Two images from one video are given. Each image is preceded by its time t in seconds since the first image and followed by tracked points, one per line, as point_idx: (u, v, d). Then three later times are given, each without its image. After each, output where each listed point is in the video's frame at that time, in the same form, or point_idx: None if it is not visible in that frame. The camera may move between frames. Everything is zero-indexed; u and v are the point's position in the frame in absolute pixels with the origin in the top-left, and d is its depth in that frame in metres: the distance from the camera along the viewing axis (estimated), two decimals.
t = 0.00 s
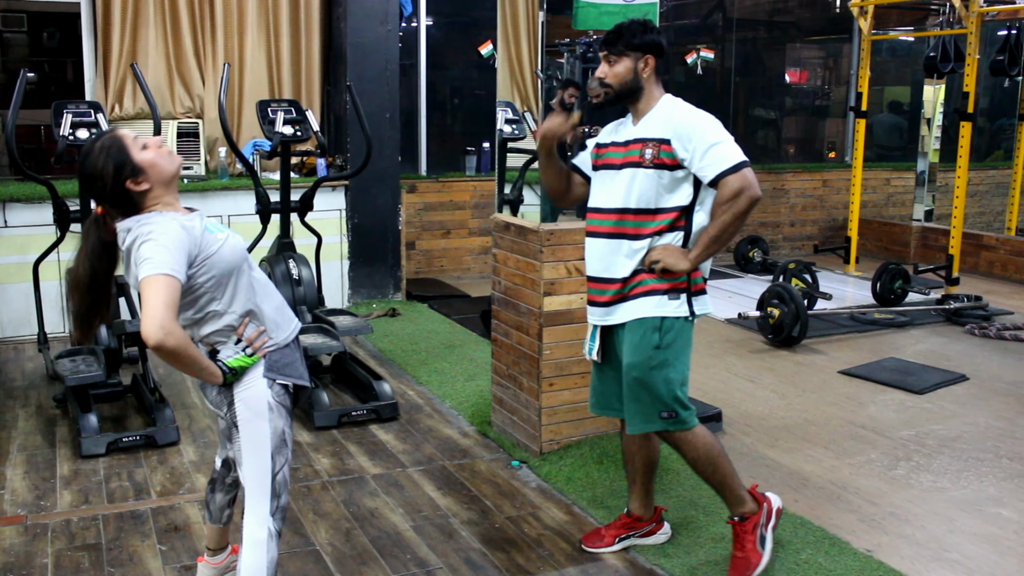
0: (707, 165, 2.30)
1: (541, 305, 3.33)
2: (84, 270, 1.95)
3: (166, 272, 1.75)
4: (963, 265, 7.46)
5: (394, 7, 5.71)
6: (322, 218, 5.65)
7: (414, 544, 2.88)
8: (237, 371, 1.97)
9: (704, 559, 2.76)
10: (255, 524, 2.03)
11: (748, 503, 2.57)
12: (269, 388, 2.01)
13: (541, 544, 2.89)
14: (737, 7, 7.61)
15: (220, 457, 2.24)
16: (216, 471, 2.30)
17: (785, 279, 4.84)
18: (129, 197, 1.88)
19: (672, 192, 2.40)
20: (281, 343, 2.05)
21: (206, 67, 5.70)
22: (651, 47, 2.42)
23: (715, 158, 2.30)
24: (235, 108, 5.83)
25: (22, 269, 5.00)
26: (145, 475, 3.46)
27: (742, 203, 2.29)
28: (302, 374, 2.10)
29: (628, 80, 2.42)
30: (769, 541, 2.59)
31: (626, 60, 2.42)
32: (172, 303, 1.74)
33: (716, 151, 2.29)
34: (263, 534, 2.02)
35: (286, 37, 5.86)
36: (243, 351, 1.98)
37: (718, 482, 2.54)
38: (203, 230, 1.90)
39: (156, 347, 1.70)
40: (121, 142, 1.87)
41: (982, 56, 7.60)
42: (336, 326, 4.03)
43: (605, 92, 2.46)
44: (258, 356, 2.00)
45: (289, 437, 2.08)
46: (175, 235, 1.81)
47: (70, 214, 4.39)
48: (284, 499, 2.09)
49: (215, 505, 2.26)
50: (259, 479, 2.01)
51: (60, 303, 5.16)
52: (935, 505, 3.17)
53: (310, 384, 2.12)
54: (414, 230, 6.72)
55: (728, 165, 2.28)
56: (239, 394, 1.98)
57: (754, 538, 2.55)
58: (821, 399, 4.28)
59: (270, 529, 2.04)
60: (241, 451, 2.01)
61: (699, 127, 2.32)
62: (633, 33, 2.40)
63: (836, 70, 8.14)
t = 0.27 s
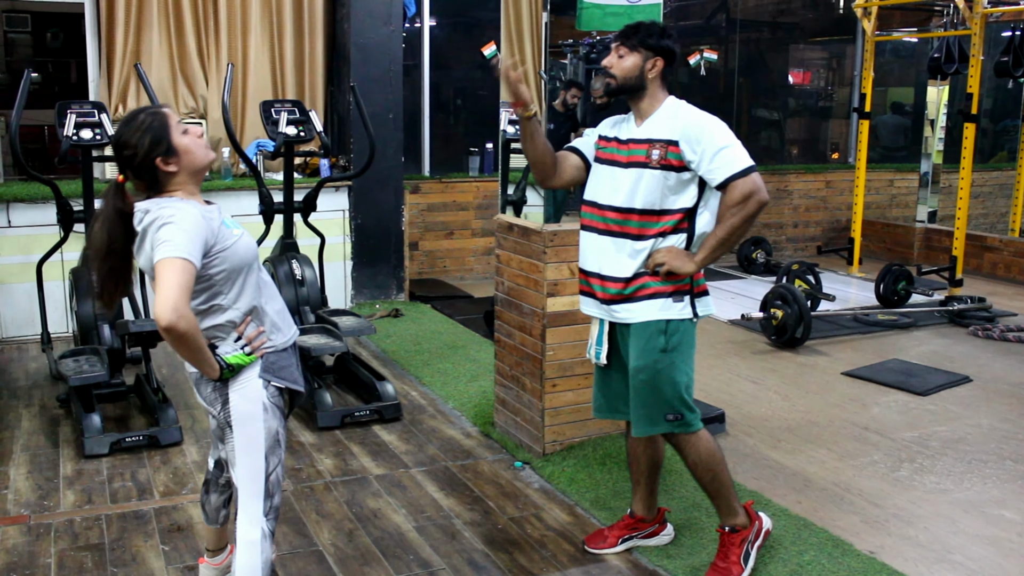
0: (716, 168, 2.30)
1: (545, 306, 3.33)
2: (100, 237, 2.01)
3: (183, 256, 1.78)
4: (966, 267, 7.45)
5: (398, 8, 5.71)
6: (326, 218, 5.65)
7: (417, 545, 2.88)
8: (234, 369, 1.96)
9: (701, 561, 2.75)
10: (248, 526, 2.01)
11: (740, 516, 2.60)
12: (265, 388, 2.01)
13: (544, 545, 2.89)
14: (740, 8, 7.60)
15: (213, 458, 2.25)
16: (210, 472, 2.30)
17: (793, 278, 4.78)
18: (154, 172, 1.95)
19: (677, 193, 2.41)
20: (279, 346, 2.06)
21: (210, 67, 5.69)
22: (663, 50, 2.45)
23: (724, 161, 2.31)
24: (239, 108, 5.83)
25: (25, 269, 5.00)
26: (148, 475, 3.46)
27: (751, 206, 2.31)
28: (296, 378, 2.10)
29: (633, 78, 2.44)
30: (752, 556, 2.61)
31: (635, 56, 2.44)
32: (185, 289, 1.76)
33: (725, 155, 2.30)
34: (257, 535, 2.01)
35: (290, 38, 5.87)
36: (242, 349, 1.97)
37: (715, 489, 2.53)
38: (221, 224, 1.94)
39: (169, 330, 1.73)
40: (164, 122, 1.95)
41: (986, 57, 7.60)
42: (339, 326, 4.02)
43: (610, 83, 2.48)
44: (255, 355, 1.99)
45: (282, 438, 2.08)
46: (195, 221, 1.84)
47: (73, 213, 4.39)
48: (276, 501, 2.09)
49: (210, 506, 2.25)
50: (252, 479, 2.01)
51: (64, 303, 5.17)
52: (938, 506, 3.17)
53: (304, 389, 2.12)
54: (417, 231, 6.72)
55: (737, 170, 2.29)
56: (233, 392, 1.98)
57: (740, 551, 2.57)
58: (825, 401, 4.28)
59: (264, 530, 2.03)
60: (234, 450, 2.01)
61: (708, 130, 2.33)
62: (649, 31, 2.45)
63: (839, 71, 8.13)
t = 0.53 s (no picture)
0: (743, 170, 2.29)
1: (547, 305, 3.33)
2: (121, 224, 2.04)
3: (198, 252, 1.79)
4: (969, 266, 7.44)
5: (400, 8, 5.71)
6: (328, 218, 5.67)
7: (420, 545, 2.88)
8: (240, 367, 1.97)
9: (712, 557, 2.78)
10: (249, 528, 2.01)
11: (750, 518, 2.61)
12: (269, 390, 2.00)
13: (547, 545, 2.88)
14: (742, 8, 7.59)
15: (216, 460, 2.24)
16: (212, 474, 2.30)
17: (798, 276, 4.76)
18: (177, 167, 1.96)
19: (701, 194, 2.39)
20: (287, 350, 2.06)
21: (212, 68, 5.69)
22: (693, 49, 2.41)
23: (751, 163, 2.29)
24: (241, 109, 5.84)
25: (29, 270, 5.01)
26: (151, 475, 3.47)
27: (778, 209, 2.29)
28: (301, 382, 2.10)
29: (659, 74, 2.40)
30: (758, 560, 2.61)
31: (664, 52, 2.40)
32: (200, 285, 1.78)
33: (752, 157, 2.28)
34: (260, 536, 2.01)
35: (292, 38, 5.87)
36: (249, 349, 1.98)
37: (731, 490, 2.53)
38: (238, 224, 1.95)
39: (179, 324, 1.75)
40: (195, 117, 1.96)
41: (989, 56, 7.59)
42: (342, 326, 4.02)
43: (636, 76, 2.44)
44: (262, 356, 2.00)
45: (286, 439, 2.07)
46: (214, 220, 1.86)
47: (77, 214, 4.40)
48: (280, 501, 2.09)
49: (215, 507, 2.27)
50: (255, 481, 2.00)
51: (67, 303, 5.17)
52: (942, 506, 3.16)
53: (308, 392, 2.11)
54: (420, 231, 6.72)
55: (763, 172, 2.28)
56: (238, 392, 1.98)
57: (746, 552, 2.57)
58: (828, 400, 4.27)
59: (266, 530, 2.03)
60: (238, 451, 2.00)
61: (735, 131, 2.31)
62: (682, 28, 2.40)
63: (842, 70, 8.11)
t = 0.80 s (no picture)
0: (783, 173, 2.29)
1: (550, 304, 3.33)
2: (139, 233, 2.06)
3: (210, 258, 1.78)
4: (972, 264, 7.44)
5: (402, 7, 5.71)
6: (330, 218, 5.66)
7: (423, 544, 2.88)
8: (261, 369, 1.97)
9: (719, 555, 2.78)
10: (259, 527, 2.01)
11: (760, 522, 2.62)
12: (288, 391, 2.01)
13: (550, 544, 2.88)
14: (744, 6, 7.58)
15: (222, 457, 2.24)
16: (215, 472, 2.29)
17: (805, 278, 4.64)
18: (189, 172, 1.96)
19: (737, 198, 2.38)
20: (304, 351, 2.06)
21: (214, 68, 5.69)
22: (729, 47, 2.40)
23: (790, 166, 2.29)
24: (243, 109, 5.84)
25: (31, 270, 5.01)
26: (154, 475, 3.47)
27: (818, 214, 2.29)
28: (320, 384, 2.09)
29: (694, 73, 2.38)
30: (763, 563, 2.61)
31: (699, 51, 2.39)
32: (213, 289, 1.77)
33: (793, 160, 2.28)
34: (269, 536, 2.01)
35: (294, 38, 5.87)
36: (267, 351, 1.98)
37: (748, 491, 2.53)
38: (252, 228, 1.95)
39: (192, 331, 1.73)
40: (206, 122, 1.97)
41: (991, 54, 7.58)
42: (344, 326, 4.02)
43: (669, 75, 2.42)
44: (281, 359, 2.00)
45: (302, 440, 2.07)
46: (227, 223, 1.86)
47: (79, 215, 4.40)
48: (290, 501, 2.08)
49: (217, 506, 2.26)
50: (268, 480, 2.00)
51: (69, 304, 5.18)
52: (945, 504, 3.15)
53: (327, 394, 2.11)
54: (422, 230, 6.72)
55: (804, 176, 2.28)
56: (256, 393, 1.98)
57: (753, 553, 2.58)
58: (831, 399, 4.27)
59: (276, 530, 2.03)
60: (253, 450, 2.00)
61: (772, 133, 2.30)
62: (715, 24, 2.38)
63: (844, 68, 8.06)
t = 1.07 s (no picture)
0: (811, 179, 2.32)
1: (551, 305, 3.33)
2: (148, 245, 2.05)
3: (224, 263, 1.80)
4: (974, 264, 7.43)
5: (404, 8, 5.71)
6: (331, 219, 5.64)
7: (424, 545, 2.88)
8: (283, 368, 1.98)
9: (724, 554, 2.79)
10: (273, 524, 2.00)
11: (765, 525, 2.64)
12: (308, 390, 2.02)
13: (552, 545, 2.88)
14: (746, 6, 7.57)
15: (233, 457, 2.24)
16: (224, 471, 2.29)
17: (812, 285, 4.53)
18: (198, 177, 1.96)
19: (767, 203, 2.43)
20: (322, 348, 2.06)
21: (216, 68, 5.70)
22: (757, 47, 2.44)
23: (818, 171, 2.32)
24: (245, 110, 5.84)
25: (33, 271, 5.02)
26: (156, 476, 3.47)
27: (847, 218, 2.35)
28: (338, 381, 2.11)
29: (724, 76, 2.43)
30: (766, 565, 2.62)
31: (728, 53, 2.44)
32: (228, 293, 1.79)
33: (819, 165, 2.31)
34: (282, 534, 2.00)
35: (296, 38, 5.87)
36: (287, 352, 1.99)
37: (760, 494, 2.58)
38: (261, 229, 1.95)
39: (211, 336, 1.75)
40: (207, 129, 1.97)
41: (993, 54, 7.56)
42: (347, 326, 4.02)
43: (700, 79, 2.48)
44: (301, 358, 2.01)
45: (319, 440, 2.08)
46: (236, 228, 1.86)
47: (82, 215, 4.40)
48: (305, 502, 2.08)
49: (226, 505, 2.26)
50: (286, 479, 2.00)
51: (71, 304, 5.18)
52: (947, 504, 3.15)
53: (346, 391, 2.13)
54: (424, 231, 6.72)
55: (831, 181, 2.32)
56: (277, 393, 1.99)
57: (756, 555, 2.59)
58: (833, 399, 4.27)
59: (289, 529, 2.02)
60: (272, 449, 2.01)
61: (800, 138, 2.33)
62: (743, 25, 2.43)
63: (847, 68, 8.02)
